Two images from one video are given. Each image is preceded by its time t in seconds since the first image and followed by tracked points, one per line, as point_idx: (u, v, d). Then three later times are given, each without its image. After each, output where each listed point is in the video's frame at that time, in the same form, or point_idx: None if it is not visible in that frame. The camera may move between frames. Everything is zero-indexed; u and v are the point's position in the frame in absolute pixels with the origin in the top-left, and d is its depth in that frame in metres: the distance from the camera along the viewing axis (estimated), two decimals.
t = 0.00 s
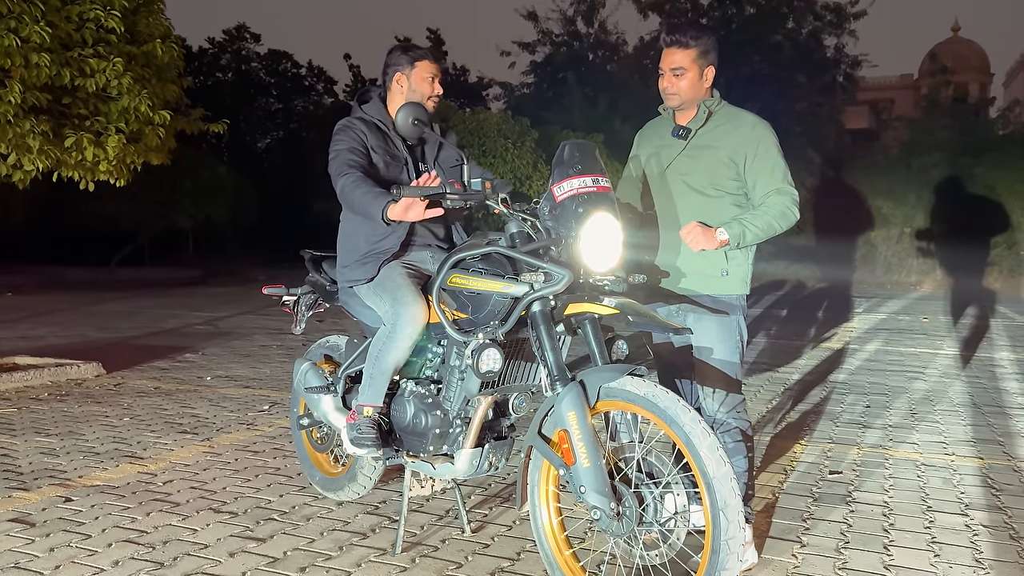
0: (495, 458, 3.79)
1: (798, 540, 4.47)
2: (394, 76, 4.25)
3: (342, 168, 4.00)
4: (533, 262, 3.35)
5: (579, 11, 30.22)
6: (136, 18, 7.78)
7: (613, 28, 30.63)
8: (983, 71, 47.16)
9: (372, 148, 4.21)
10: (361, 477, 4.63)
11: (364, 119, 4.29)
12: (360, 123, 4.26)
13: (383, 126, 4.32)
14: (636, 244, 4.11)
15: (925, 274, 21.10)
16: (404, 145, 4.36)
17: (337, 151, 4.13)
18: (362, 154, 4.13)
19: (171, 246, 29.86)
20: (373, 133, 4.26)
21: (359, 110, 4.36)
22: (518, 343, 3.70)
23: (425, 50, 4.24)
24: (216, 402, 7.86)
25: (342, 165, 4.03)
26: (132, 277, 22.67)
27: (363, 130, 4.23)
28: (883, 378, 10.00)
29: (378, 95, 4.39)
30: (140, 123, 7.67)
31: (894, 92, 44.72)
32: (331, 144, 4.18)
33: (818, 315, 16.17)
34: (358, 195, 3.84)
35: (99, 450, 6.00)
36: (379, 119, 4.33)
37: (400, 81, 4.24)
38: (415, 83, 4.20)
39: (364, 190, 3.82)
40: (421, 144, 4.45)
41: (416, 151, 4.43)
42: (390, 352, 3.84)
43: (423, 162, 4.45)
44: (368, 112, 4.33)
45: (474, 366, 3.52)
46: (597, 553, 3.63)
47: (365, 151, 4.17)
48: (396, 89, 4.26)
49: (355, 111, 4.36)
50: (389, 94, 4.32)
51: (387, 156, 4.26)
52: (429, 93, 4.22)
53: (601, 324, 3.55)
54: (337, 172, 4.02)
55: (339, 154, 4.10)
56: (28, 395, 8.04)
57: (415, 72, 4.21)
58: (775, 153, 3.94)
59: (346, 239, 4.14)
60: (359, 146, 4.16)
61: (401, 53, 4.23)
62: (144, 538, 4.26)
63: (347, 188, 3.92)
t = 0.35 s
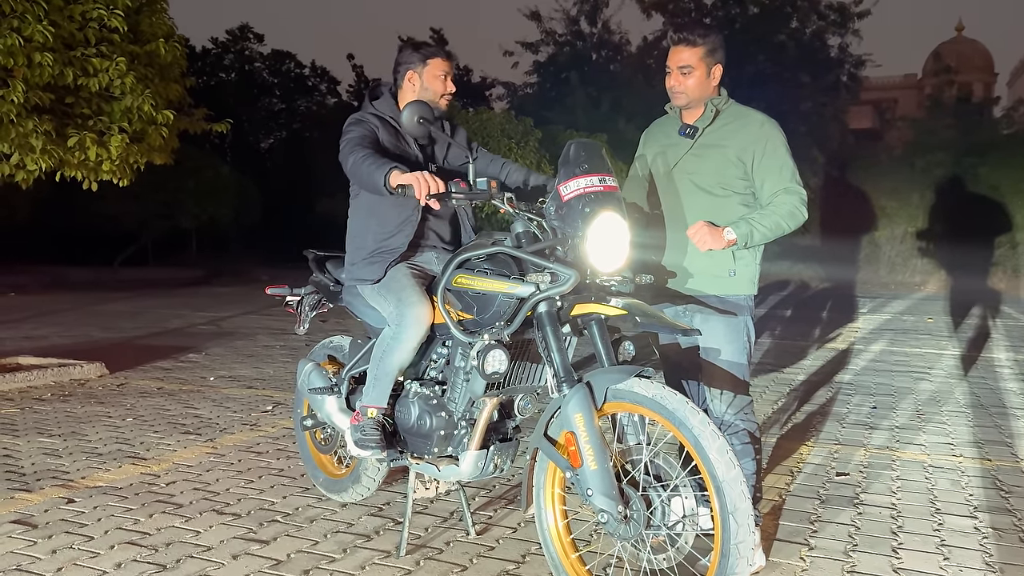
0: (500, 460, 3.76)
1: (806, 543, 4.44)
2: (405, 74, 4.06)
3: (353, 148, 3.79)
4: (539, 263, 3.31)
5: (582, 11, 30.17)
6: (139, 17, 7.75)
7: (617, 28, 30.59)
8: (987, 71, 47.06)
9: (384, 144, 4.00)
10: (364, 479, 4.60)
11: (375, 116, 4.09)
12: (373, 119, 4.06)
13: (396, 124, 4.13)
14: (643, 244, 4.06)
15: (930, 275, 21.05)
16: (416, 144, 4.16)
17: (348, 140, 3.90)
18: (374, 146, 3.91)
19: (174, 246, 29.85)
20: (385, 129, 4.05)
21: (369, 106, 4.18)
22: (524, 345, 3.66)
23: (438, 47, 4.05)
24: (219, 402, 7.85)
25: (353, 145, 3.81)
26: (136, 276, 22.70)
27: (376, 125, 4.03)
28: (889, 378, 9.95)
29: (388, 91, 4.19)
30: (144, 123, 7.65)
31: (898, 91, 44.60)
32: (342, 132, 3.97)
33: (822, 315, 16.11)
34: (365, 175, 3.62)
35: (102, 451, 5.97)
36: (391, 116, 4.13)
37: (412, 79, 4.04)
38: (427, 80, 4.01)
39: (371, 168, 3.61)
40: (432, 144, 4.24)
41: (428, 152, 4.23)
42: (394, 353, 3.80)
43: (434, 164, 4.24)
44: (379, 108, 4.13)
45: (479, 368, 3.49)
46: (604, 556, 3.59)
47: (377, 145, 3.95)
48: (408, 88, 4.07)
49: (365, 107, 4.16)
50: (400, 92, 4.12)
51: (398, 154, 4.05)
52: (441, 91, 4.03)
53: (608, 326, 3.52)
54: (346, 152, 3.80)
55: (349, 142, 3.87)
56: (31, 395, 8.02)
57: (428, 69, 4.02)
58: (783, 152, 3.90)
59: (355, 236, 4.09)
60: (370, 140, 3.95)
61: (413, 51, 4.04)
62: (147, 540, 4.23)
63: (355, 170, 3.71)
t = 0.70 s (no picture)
0: (504, 461, 3.70)
1: (814, 545, 4.38)
2: (417, 72, 3.93)
3: (361, 146, 3.70)
4: (546, 261, 3.25)
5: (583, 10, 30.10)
6: (139, 15, 7.68)
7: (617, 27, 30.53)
8: (988, 71, 46.98)
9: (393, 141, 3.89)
10: (366, 480, 4.54)
11: (385, 112, 3.97)
12: (382, 115, 3.95)
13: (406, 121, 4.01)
14: (650, 242, 4.01)
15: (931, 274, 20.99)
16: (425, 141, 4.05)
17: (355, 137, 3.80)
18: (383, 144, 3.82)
19: (174, 245, 29.78)
20: (394, 126, 3.94)
21: (378, 102, 4.05)
22: (529, 344, 3.60)
23: (451, 44, 3.93)
24: (220, 402, 7.80)
25: (361, 143, 3.73)
26: (136, 277, 22.66)
27: (385, 122, 3.91)
28: (893, 378, 9.89)
29: (399, 86, 4.07)
30: (144, 121, 7.59)
31: (899, 91, 44.49)
32: (349, 128, 3.87)
33: (824, 315, 16.04)
34: (374, 175, 3.56)
35: (101, 451, 5.92)
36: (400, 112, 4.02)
37: (424, 77, 3.92)
38: (439, 79, 3.89)
39: (381, 167, 3.53)
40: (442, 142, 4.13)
41: (438, 150, 4.12)
42: (397, 352, 3.74)
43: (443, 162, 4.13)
44: (389, 104, 4.02)
45: (485, 368, 3.41)
46: (611, 559, 3.53)
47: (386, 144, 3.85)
48: (419, 85, 3.95)
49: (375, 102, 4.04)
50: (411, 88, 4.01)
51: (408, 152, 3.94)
52: (454, 91, 3.91)
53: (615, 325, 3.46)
54: (354, 150, 3.72)
55: (356, 139, 3.77)
56: (30, 396, 7.96)
57: (440, 68, 3.90)
58: (792, 148, 3.84)
59: (358, 234, 4.01)
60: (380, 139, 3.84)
61: (426, 47, 3.91)
62: (146, 543, 4.17)
63: (364, 169, 3.64)
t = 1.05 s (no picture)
0: (501, 463, 3.63)
1: (814, 547, 4.32)
2: (411, 67, 3.84)
3: (353, 141, 3.62)
4: (543, 258, 3.17)
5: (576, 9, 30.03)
6: (129, 10, 7.57)
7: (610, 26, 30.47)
8: (979, 71, 47.02)
9: (386, 136, 3.82)
10: (359, 483, 4.46)
11: (377, 107, 3.89)
12: (375, 110, 3.87)
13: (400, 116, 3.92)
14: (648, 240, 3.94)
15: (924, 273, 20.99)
16: (419, 138, 3.97)
17: (348, 131, 3.72)
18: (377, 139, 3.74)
19: (165, 245, 29.62)
20: (387, 122, 3.86)
21: (371, 96, 3.97)
22: (526, 343, 3.52)
23: (446, 38, 3.84)
24: (210, 402, 7.72)
25: (353, 138, 3.65)
26: (128, 276, 22.53)
27: (378, 117, 3.83)
28: (888, 378, 9.85)
29: (392, 80, 3.98)
30: (133, 117, 7.48)
31: (891, 92, 44.50)
32: (341, 122, 3.79)
33: (817, 315, 16.00)
34: (366, 171, 3.48)
35: (88, 453, 5.81)
36: (394, 106, 3.93)
37: (418, 72, 3.84)
38: (433, 75, 3.81)
39: (374, 162, 3.45)
40: (437, 138, 4.05)
41: (432, 146, 4.03)
42: (391, 352, 3.66)
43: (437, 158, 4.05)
44: (382, 99, 3.93)
45: (481, 369, 3.31)
46: (610, 563, 3.46)
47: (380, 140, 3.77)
48: (413, 80, 3.86)
49: (367, 97, 3.96)
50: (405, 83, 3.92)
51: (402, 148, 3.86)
52: (448, 87, 3.83)
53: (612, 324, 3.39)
54: (346, 145, 3.64)
55: (348, 133, 3.70)
56: (17, 397, 7.84)
57: (434, 63, 3.81)
58: (793, 145, 3.78)
59: (351, 232, 3.94)
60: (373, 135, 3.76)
61: (420, 42, 3.83)
62: (134, 547, 4.08)
63: (356, 165, 3.56)
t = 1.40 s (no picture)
0: (491, 460, 3.51)
1: (812, 545, 4.22)
2: (399, 50, 3.72)
3: (338, 126, 3.49)
4: (535, 246, 3.05)
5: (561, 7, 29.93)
6: None
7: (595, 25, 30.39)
8: (961, 71, 47.20)
9: (372, 121, 3.69)
10: (344, 482, 4.32)
11: (364, 91, 3.76)
12: (362, 94, 3.74)
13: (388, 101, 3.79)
14: (643, 231, 3.84)
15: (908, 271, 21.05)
16: (408, 124, 3.84)
17: (333, 115, 3.60)
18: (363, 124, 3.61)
19: (147, 243, 29.31)
20: (374, 106, 3.73)
21: (357, 81, 3.84)
22: (518, 336, 3.40)
23: (435, 21, 3.71)
24: (191, 401, 7.55)
25: (339, 123, 3.52)
26: (109, 275, 22.26)
27: (364, 102, 3.71)
28: (877, 374, 9.81)
29: (380, 64, 3.85)
30: (111, 109, 7.33)
31: (874, 91, 44.62)
32: (326, 107, 3.66)
33: (803, 312, 15.98)
34: (351, 158, 3.35)
35: (64, 453, 5.65)
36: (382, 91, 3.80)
37: (405, 56, 3.71)
38: (421, 58, 3.68)
39: (358, 148, 3.32)
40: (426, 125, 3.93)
41: (421, 133, 3.91)
42: (377, 346, 3.53)
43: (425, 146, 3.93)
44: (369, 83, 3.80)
45: (471, 361, 3.17)
46: (605, 562, 3.34)
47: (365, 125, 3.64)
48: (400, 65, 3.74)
49: (354, 82, 3.83)
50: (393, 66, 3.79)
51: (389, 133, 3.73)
52: (437, 71, 3.70)
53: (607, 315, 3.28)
54: (331, 130, 3.52)
55: (333, 117, 3.57)
56: None
57: (422, 46, 3.68)
58: (790, 131, 3.67)
59: (335, 221, 3.80)
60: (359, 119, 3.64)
61: (408, 24, 3.70)
62: (109, 549, 3.94)
63: (341, 151, 3.44)
